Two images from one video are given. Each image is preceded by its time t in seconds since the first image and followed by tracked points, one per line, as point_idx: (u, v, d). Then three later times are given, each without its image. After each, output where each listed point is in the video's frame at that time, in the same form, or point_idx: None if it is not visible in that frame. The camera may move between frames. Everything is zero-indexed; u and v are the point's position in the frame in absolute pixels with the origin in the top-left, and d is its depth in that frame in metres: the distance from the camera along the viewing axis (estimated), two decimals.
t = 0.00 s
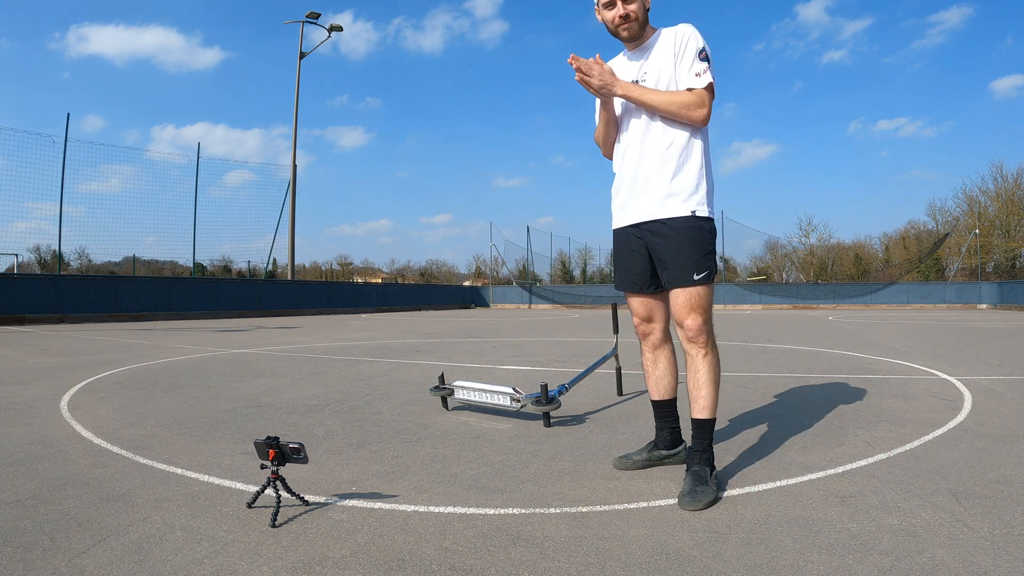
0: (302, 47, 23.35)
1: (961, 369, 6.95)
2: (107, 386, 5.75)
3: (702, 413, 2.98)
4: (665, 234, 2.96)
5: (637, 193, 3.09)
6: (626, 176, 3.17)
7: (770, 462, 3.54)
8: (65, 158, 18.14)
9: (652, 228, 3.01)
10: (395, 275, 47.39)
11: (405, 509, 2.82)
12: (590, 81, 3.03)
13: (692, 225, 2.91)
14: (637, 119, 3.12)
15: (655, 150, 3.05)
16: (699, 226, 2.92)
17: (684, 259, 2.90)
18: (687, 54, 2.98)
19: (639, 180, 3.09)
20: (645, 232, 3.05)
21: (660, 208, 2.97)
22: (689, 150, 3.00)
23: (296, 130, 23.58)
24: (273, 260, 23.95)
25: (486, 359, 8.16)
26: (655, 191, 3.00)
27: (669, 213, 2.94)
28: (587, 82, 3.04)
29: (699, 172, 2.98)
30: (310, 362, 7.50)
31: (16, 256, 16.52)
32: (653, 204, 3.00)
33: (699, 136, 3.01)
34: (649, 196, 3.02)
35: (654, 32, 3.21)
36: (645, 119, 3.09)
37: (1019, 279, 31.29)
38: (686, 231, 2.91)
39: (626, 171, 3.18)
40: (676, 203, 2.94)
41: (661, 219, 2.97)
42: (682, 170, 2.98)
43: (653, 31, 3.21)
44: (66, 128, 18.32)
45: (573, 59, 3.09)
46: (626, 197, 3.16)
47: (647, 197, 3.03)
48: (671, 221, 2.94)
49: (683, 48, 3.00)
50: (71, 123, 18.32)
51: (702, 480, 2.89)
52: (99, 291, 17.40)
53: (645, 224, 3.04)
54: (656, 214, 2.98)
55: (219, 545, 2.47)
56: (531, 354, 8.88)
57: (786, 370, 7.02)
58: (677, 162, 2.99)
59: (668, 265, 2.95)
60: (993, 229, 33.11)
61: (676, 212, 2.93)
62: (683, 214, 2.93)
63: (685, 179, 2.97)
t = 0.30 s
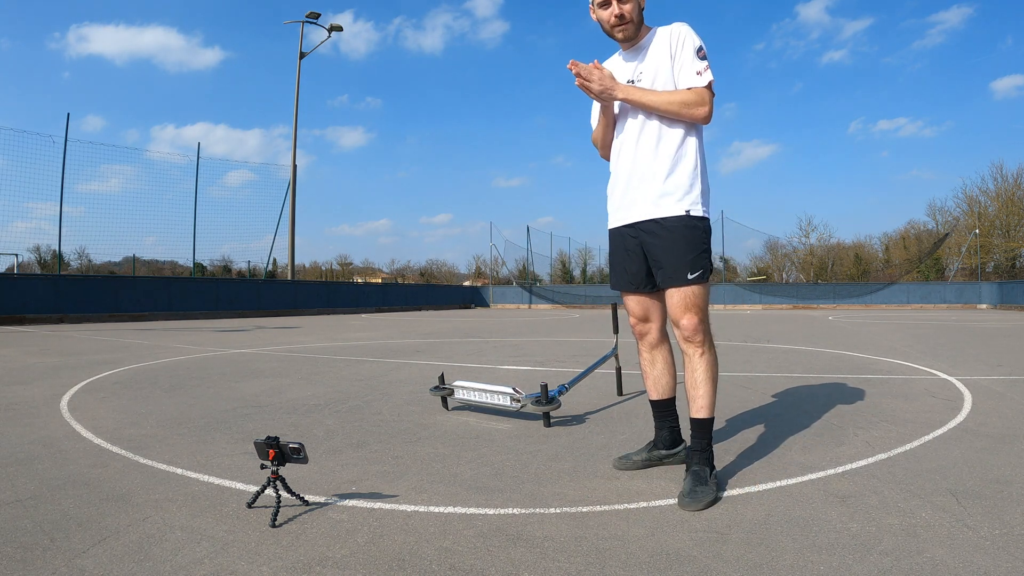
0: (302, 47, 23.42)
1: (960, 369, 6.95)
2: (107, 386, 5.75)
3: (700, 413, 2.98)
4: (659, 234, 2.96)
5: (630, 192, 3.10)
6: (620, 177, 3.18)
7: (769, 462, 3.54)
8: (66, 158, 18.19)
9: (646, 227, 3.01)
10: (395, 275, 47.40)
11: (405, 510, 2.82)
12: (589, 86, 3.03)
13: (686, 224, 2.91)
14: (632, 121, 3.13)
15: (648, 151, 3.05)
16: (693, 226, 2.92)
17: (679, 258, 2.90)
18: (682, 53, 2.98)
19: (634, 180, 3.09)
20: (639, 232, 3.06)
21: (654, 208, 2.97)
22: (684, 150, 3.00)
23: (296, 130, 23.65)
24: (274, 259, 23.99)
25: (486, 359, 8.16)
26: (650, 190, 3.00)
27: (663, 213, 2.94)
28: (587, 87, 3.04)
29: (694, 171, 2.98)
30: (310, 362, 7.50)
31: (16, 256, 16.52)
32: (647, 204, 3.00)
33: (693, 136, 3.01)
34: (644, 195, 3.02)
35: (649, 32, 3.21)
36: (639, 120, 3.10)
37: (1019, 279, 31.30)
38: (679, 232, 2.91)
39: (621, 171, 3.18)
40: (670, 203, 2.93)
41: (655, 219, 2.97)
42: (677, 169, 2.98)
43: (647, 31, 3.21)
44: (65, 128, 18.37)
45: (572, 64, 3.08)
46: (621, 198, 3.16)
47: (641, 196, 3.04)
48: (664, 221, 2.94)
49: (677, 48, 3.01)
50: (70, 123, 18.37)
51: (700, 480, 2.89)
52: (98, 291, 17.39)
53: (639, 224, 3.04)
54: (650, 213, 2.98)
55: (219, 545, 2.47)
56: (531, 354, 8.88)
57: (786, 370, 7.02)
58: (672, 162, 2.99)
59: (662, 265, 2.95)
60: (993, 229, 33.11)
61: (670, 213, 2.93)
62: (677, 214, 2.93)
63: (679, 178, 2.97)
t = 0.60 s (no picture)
0: (302, 47, 23.49)
1: (961, 369, 6.95)
2: (107, 387, 5.74)
3: (700, 413, 2.98)
4: (658, 234, 2.96)
5: (630, 192, 3.09)
6: (620, 178, 3.17)
7: (769, 462, 3.54)
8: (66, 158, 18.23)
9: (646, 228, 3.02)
10: (395, 275, 47.42)
11: (405, 509, 2.82)
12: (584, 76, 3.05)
13: (686, 225, 2.91)
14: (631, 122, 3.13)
15: (648, 151, 3.05)
16: (693, 226, 2.92)
17: (678, 258, 2.90)
18: (682, 52, 2.99)
19: (634, 179, 3.08)
20: (638, 232, 3.05)
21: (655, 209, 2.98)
22: (684, 150, 3.00)
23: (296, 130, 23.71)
24: (274, 259, 24.01)
25: (486, 359, 8.15)
26: (650, 190, 3.00)
27: (663, 213, 2.94)
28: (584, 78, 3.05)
29: (693, 172, 2.98)
30: (310, 362, 7.50)
31: (16, 256, 16.54)
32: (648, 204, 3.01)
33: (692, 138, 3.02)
34: (643, 196, 3.02)
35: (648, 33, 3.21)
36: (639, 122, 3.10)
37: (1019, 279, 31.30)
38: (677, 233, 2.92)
39: (621, 171, 3.17)
40: (669, 203, 2.93)
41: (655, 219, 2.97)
42: (677, 170, 2.98)
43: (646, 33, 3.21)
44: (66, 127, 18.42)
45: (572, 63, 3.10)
46: (620, 198, 3.15)
47: (641, 196, 3.03)
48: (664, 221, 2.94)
49: (677, 50, 3.02)
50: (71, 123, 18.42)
51: (701, 480, 2.88)
52: (98, 291, 17.39)
53: (639, 224, 3.03)
54: (650, 213, 2.98)
55: (218, 545, 2.47)
56: (531, 354, 8.88)
57: (786, 370, 7.02)
58: (671, 163, 2.99)
59: (662, 265, 2.95)
60: (993, 229, 33.11)
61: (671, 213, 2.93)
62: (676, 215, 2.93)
63: (679, 178, 2.97)
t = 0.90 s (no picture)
0: (302, 47, 23.44)
1: (960, 369, 6.95)
2: (107, 386, 5.75)
3: (702, 413, 2.98)
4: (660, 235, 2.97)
5: (631, 194, 3.10)
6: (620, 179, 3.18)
7: (769, 462, 3.54)
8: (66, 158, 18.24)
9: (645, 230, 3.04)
10: (395, 275, 47.43)
11: (405, 509, 2.82)
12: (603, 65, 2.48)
13: (687, 225, 2.91)
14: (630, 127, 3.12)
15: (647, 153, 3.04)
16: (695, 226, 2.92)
17: (679, 259, 2.90)
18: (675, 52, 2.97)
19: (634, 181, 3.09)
20: (641, 232, 3.06)
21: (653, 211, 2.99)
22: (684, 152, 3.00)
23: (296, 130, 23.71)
24: (274, 259, 24.05)
25: (486, 359, 8.16)
26: (651, 192, 3.01)
27: (665, 214, 2.95)
28: (604, 69, 2.47)
29: (694, 172, 2.98)
30: (310, 362, 7.50)
31: (15, 256, 16.55)
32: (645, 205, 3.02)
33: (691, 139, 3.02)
34: (644, 198, 3.03)
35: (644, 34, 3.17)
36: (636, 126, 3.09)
37: (1019, 279, 31.32)
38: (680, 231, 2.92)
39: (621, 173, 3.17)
40: (670, 204, 2.94)
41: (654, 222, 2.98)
42: (677, 171, 2.99)
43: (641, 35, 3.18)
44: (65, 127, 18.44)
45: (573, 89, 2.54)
46: (621, 199, 3.17)
47: (642, 199, 3.04)
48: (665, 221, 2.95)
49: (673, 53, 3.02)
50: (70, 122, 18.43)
51: (701, 480, 2.89)
52: (99, 291, 17.39)
53: (641, 225, 3.04)
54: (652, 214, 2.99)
55: (218, 545, 2.47)
56: (531, 354, 8.88)
57: (786, 370, 7.02)
58: (671, 163, 2.99)
59: (664, 265, 2.96)
60: (993, 229, 33.11)
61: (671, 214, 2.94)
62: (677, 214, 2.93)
63: (679, 180, 2.97)
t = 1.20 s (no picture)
0: (302, 47, 23.39)
1: (960, 369, 6.95)
2: (107, 386, 5.74)
3: (701, 414, 2.98)
4: (657, 236, 2.97)
5: (627, 195, 3.12)
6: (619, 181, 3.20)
7: (769, 462, 3.54)
8: (66, 158, 18.24)
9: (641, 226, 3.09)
10: (395, 275, 47.42)
11: (405, 509, 2.82)
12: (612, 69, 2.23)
13: (683, 226, 2.90)
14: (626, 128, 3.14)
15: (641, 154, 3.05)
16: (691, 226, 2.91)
17: (676, 259, 2.91)
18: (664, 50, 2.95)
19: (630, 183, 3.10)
20: (639, 233, 3.07)
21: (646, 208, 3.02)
22: (676, 151, 2.97)
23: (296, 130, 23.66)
24: (274, 259, 24.05)
25: (486, 359, 8.15)
26: (644, 192, 3.02)
27: (658, 215, 2.95)
28: (613, 76, 2.23)
29: (686, 170, 2.94)
30: (310, 362, 7.49)
31: (15, 256, 16.54)
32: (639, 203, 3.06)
33: (684, 137, 2.98)
34: (639, 199, 3.05)
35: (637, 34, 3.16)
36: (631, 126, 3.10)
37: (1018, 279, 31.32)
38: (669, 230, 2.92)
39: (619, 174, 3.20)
40: (663, 204, 2.94)
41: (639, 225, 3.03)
42: (668, 170, 2.97)
43: (635, 35, 3.16)
44: (65, 127, 18.44)
45: (584, 109, 2.27)
46: (620, 201, 3.19)
47: (637, 199, 3.06)
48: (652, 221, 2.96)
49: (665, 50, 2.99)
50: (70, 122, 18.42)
51: (701, 480, 2.89)
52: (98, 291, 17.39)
53: (638, 226, 3.05)
54: (646, 215, 3.00)
55: (218, 545, 2.47)
56: (531, 354, 8.87)
57: (786, 370, 7.02)
58: (662, 163, 2.99)
59: (661, 266, 2.96)
60: (993, 229, 33.11)
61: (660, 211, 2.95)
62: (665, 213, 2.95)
63: (671, 179, 2.95)
